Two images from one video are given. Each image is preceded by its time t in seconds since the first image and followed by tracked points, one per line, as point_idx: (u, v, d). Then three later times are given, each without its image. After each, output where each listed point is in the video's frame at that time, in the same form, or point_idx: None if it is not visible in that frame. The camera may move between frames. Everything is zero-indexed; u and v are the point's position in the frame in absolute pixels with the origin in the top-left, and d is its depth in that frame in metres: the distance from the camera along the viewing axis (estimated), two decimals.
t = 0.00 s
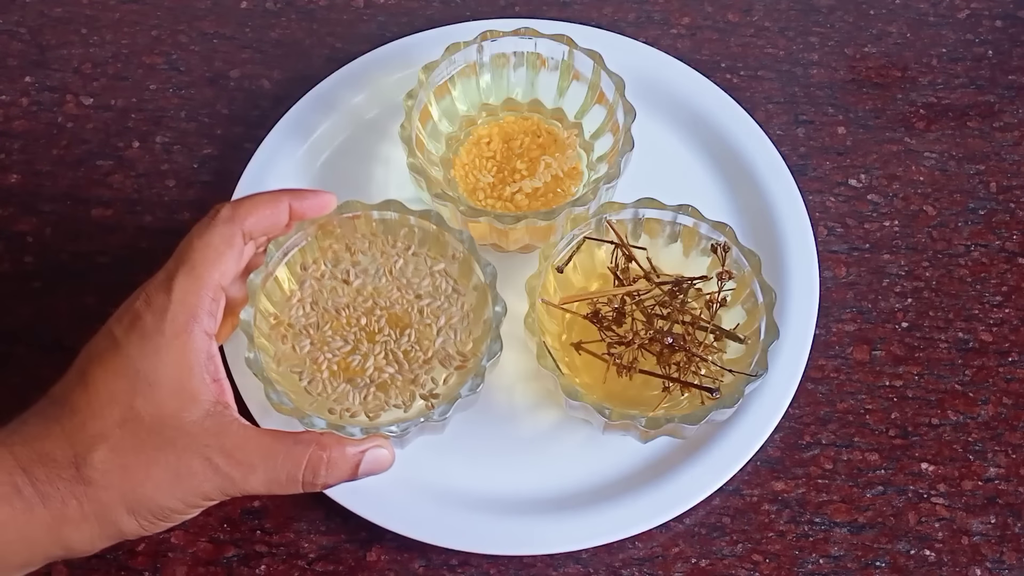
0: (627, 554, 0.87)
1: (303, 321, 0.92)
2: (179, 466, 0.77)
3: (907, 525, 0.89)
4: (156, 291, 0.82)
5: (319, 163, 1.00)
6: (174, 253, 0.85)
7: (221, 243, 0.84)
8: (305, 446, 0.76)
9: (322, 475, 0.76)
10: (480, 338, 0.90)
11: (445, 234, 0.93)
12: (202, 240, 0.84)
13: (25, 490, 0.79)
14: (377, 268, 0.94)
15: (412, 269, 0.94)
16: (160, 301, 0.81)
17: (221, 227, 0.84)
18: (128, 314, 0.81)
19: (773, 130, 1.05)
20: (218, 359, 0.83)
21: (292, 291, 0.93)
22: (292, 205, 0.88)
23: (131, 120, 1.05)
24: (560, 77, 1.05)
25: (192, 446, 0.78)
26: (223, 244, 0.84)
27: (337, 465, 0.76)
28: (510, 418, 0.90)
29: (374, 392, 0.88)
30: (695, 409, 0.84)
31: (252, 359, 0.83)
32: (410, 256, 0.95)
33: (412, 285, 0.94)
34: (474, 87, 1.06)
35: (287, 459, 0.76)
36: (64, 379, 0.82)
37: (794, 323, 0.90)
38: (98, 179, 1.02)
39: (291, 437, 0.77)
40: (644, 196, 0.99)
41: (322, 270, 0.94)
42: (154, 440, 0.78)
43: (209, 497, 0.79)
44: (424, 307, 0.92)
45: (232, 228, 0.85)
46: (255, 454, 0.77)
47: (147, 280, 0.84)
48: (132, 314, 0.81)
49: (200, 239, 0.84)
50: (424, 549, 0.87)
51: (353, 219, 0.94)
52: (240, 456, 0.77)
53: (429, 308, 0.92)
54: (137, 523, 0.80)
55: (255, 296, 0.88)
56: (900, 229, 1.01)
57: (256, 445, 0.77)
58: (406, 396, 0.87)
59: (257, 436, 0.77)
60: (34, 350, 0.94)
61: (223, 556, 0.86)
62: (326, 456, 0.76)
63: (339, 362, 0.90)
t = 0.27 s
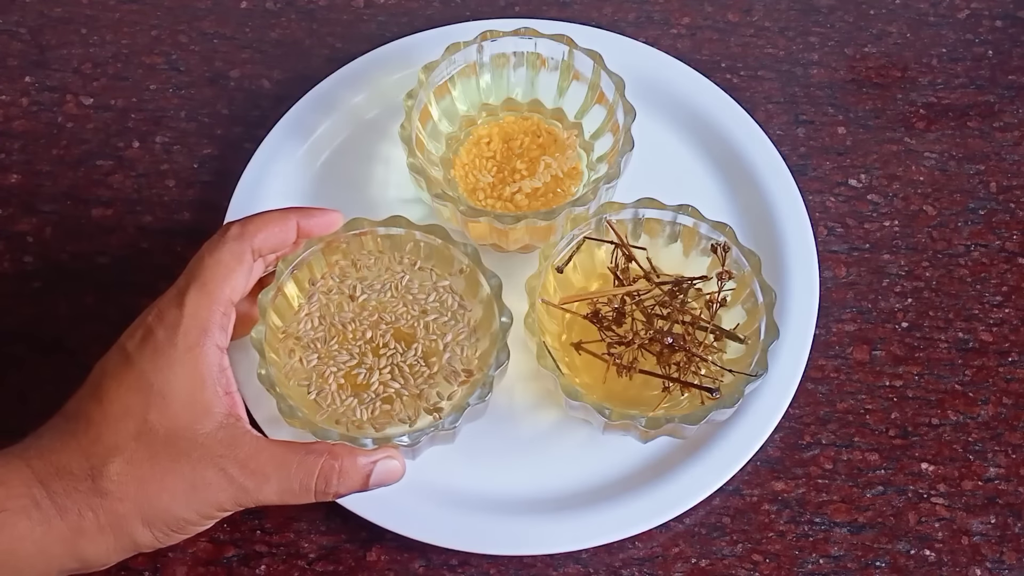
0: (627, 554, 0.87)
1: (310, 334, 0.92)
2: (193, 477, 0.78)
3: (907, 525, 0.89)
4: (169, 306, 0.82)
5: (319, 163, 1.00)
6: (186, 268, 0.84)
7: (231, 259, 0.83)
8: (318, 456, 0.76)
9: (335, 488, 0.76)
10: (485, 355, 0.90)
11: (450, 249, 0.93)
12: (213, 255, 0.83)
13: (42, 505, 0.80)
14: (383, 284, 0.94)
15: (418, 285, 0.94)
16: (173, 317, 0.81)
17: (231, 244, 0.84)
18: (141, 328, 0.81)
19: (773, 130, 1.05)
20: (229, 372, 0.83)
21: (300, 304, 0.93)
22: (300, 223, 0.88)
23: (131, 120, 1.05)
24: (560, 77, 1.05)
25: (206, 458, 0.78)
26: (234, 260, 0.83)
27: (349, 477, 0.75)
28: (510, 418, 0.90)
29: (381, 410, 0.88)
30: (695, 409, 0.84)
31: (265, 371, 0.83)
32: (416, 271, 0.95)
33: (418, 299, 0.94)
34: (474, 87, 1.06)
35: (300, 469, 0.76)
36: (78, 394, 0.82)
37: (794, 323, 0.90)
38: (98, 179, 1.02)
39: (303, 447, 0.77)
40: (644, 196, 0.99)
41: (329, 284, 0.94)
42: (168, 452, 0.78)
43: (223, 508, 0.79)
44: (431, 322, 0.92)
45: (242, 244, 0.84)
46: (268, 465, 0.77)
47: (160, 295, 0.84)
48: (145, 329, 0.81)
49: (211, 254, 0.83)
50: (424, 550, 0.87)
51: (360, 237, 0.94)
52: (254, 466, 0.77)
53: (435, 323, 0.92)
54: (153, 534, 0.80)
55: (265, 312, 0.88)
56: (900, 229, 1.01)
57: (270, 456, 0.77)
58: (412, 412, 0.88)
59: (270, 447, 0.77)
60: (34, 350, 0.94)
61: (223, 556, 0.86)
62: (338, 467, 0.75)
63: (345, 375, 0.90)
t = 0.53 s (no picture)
0: (627, 554, 0.87)
1: (316, 326, 0.92)
2: (207, 467, 0.77)
3: (907, 525, 0.89)
4: (179, 298, 0.82)
5: (319, 162, 1.00)
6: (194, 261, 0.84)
7: (240, 252, 0.83)
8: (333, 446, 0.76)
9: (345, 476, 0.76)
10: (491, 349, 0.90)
11: (455, 244, 0.94)
12: (222, 249, 0.83)
13: (50, 495, 0.78)
14: (388, 277, 0.95)
15: (423, 279, 0.95)
16: (183, 309, 0.81)
17: (239, 238, 0.84)
18: (151, 320, 0.81)
19: (773, 130, 1.05)
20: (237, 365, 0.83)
21: (306, 295, 0.93)
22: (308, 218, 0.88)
23: (131, 120, 1.05)
24: (560, 77, 1.05)
25: (220, 448, 0.78)
26: (244, 254, 0.84)
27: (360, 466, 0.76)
28: (509, 417, 0.90)
29: (389, 401, 0.88)
30: (695, 409, 0.84)
31: (273, 363, 0.84)
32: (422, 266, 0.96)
33: (423, 294, 0.94)
34: (474, 87, 1.06)
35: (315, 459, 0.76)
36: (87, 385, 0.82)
37: (794, 323, 0.89)
38: (99, 179, 1.02)
39: (311, 438, 0.77)
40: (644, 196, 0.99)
41: (334, 277, 0.95)
42: (181, 441, 0.78)
43: (234, 497, 0.79)
44: (436, 316, 0.93)
45: (251, 238, 0.84)
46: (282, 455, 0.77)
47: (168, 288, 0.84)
48: (155, 321, 0.81)
49: (220, 247, 0.83)
50: (424, 549, 0.87)
51: (366, 231, 0.94)
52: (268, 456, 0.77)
53: (439, 317, 0.93)
54: (163, 525, 0.80)
55: (274, 304, 0.88)
56: (900, 229, 1.01)
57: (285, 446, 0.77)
58: (419, 403, 0.88)
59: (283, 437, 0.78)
60: (35, 350, 0.94)
61: (223, 556, 0.86)
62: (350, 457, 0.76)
63: (351, 366, 0.90)
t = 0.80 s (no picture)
0: (627, 554, 0.87)
1: (322, 324, 0.92)
2: (213, 462, 0.77)
3: (907, 525, 0.89)
4: (187, 294, 0.82)
5: (319, 162, 1.00)
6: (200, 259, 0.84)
7: (246, 249, 0.83)
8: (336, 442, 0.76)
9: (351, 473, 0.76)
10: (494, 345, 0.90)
11: (459, 241, 0.94)
12: (229, 245, 0.83)
13: (56, 489, 0.78)
14: (393, 275, 0.95)
15: (428, 275, 0.95)
16: (191, 305, 0.81)
17: (247, 235, 0.84)
18: (159, 316, 0.81)
19: (773, 130, 1.05)
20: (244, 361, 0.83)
21: (313, 293, 0.93)
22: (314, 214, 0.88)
23: (131, 120, 1.05)
24: (560, 78, 1.05)
25: (227, 442, 0.78)
26: (251, 251, 0.84)
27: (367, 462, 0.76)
28: (510, 417, 0.90)
29: (395, 396, 0.88)
30: (694, 409, 0.84)
31: (278, 359, 0.84)
32: (427, 263, 0.96)
33: (428, 290, 0.94)
34: (474, 87, 1.06)
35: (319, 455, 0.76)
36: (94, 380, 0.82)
37: (793, 324, 0.89)
38: (99, 179, 1.02)
39: (317, 434, 0.77)
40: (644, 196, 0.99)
41: (340, 274, 0.95)
42: (188, 435, 0.78)
43: (240, 492, 0.79)
44: (442, 313, 0.93)
45: (258, 235, 0.84)
46: (287, 450, 0.77)
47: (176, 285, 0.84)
48: (163, 317, 0.81)
49: (227, 244, 0.83)
50: (424, 549, 0.87)
51: (371, 229, 0.94)
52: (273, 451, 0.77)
53: (445, 313, 0.93)
54: (169, 518, 0.80)
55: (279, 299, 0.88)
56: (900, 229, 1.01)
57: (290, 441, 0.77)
58: (425, 397, 0.88)
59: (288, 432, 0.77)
60: (35, 350, 0.94)
61: (223, 556, 0.86)
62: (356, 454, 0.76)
63: (358, 364, 0.90)
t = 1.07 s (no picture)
0: (627, 554, 0.87)
1: (326, 323, 0.92)
2: (209, 462, 0.77)
3: (907, 525, 0.88)
4: (191, 296, 0.82)
5: (319, 163, 1.00)
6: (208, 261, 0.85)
7: (258, 253, 0.84)
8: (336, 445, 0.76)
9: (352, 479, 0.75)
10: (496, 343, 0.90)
11: (461, 240, 0.94)
12: (238, 250, 0.84)
13: (46, 486, 0.78)
14: (398, 273, 0.95)
15: (432, 273, 0.95)
16: (196, 306, 0.81)
17: (259, 240, 0.84)
18: (161, 316, 0.82)
19: (773, 130, 1.05)
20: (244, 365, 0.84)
21: (316, 292, 0.93)
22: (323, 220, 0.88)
23: (131, 120, 1.05)
24: (560, 77, 1.05)
25: (224, 443, 0.78)
26: (261, 256, 0.84)
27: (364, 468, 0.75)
28: (511, 417, 0.90)
29: (400, 393, 0.88)
30: (695, 409, 0.84)
31: (278, 355, 0.84)
32: (430, 261, 0.96)
33: (432, 288, 0.94)
34: (474, 87, 1.06)
35: (317, 457, 0.76)
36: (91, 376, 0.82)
37: (793, 324, 0.89)
38: (98, 179, 1.02)
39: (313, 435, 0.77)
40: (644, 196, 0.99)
41: (344, 273, 0.94)
42: (184, 435, 0.78)
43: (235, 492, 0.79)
44: (446, 311, 0.93)
45: (271, 241, 0.85)
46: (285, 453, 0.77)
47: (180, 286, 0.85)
48: (166, 317, 0.81)
49: (237, 247, 0.84)
50: (424, 549, 0.87)
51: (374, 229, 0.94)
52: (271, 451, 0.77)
53: (450, 311, 0.93)
54: (159, 517, 0.80)
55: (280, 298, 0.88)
56: (900, 229, 1.01)
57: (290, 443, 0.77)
58: (429, 394, 0.88)
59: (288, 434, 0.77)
60: (35, 350, 0.94)
61: (223, 556, 0.86)
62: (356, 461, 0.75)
63: (364, 364, 0.90)
